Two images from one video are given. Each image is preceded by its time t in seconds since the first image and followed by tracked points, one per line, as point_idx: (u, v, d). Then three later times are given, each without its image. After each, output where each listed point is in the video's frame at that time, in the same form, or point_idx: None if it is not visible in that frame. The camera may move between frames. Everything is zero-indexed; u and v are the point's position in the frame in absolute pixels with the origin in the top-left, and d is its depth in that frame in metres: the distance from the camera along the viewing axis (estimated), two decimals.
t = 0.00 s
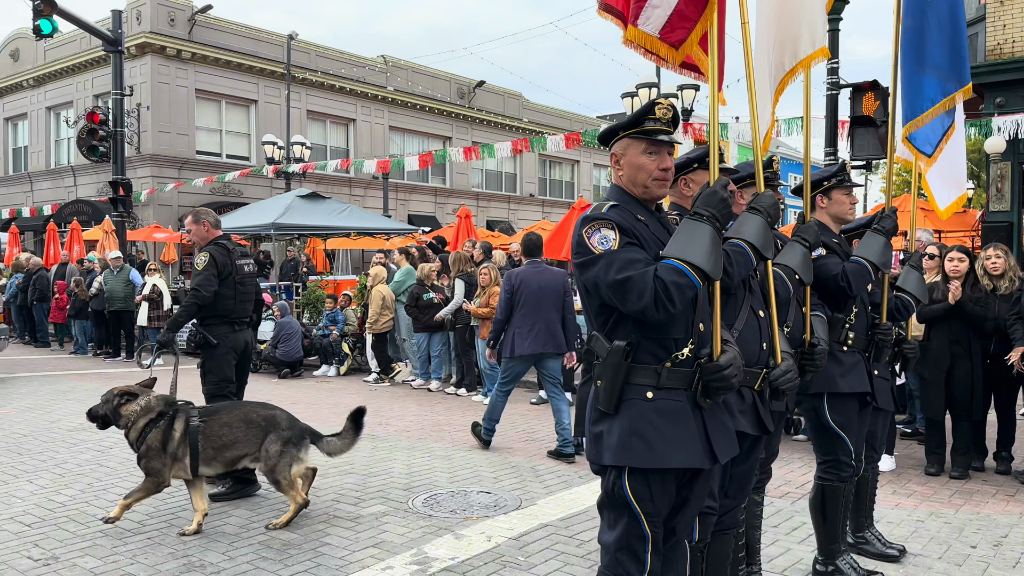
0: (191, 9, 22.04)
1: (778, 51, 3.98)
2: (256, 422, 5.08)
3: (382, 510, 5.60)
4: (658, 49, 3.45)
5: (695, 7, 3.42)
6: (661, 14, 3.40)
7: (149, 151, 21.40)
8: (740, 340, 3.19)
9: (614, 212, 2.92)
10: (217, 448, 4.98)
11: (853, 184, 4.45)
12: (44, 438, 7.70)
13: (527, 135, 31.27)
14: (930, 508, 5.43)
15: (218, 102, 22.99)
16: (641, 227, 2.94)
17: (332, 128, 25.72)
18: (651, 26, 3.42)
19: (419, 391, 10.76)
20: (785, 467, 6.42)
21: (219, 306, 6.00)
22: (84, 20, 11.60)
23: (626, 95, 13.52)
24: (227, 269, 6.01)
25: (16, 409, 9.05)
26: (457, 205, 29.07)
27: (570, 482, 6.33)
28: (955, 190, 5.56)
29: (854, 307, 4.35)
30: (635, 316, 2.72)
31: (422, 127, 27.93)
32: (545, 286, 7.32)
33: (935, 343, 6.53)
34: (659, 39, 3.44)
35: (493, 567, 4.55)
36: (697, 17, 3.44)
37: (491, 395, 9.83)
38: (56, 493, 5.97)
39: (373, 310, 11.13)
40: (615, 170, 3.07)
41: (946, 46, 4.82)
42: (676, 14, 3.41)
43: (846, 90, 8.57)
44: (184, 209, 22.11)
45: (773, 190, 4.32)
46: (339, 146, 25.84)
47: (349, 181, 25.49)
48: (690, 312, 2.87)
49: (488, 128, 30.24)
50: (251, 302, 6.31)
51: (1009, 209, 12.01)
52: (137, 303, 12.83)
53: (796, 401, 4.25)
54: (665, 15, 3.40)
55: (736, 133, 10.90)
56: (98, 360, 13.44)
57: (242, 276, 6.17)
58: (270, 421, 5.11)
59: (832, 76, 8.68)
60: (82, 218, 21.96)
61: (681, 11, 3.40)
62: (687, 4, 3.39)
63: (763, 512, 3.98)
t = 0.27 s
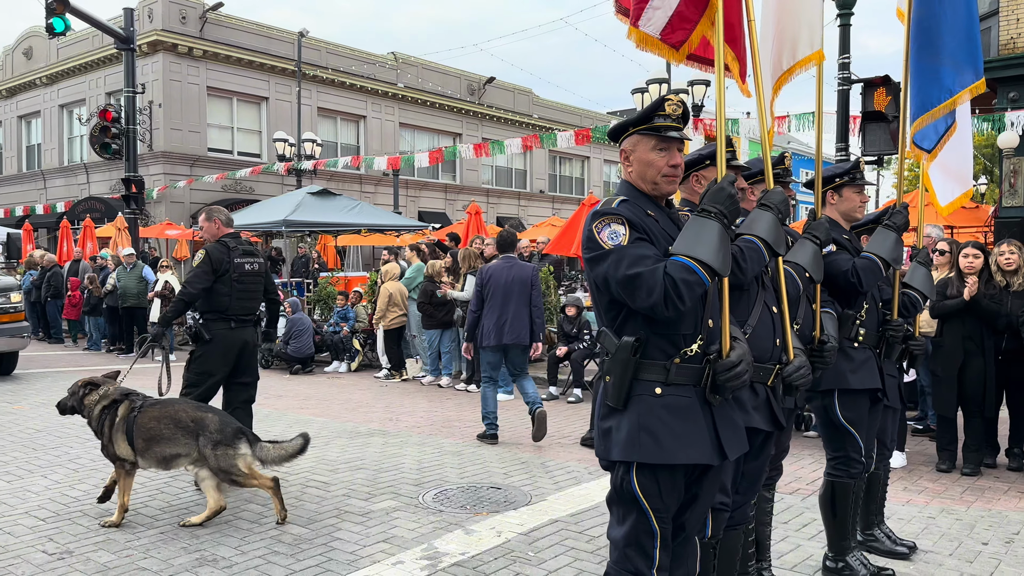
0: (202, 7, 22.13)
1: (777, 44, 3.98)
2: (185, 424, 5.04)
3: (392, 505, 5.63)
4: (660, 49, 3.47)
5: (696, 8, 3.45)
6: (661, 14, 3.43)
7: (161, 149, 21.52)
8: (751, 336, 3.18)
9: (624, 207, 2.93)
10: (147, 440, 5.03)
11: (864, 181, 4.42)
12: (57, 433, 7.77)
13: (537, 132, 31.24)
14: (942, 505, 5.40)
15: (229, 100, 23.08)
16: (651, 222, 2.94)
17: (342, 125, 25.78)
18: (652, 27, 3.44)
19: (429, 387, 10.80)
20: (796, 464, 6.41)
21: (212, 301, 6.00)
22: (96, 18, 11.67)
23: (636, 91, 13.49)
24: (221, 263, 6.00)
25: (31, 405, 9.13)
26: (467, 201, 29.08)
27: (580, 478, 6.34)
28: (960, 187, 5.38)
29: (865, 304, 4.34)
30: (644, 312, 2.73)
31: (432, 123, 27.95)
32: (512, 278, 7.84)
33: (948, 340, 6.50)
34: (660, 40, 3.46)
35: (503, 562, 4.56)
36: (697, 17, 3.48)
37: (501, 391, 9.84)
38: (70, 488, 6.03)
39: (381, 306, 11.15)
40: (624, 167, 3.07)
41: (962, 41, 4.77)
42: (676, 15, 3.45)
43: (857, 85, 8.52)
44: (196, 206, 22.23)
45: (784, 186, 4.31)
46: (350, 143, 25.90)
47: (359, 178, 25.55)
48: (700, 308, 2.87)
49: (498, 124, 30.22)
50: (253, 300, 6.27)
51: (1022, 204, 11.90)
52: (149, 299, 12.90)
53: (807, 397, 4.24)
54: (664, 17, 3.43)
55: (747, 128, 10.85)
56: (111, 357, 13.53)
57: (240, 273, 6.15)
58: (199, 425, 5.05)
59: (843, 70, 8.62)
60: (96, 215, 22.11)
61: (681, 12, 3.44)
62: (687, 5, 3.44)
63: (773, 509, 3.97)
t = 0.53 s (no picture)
0: (213, 6, 22.21)
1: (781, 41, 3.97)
2: (140, 416, 5.04)
3: (403, 502, 5.65)
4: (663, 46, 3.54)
5: (696, 7, 3.50)
6: (663, 13, 3.49)
7: (173, 148, 21.63)
8: (762, 332, 3.18)
9: (635, 199, 2.93)
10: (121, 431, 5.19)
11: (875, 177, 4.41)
12: (71, 430, 7.84)
13: (546, 130, 31.22)
14: (954, 503, 5.37)
15: (239, 99, 23.16)
16: (661, 214, 2.94)
17: (352, 124, 25.83)
18: (652, 26, 3.51)
19: (439, 385, 10.83)
20: (806, 462, 6.39)
21: (201, 301, 6.10)
22: (108, 18, 11.73)
23: (645, 88, 13.46)
24: (210, 263, 6.06)
25: (45, 402, 9.21)
26: (476, 199, 29.10)
27: (590, 476, 6.34)
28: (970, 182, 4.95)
29: (876, 301, 4.32)
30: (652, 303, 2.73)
31: (442, 122, 27.97)
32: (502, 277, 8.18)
33: (961, 338, 6.47)
34: (660, 39, 3.52)
35: (513, 559, 4.58)
36: (697, 17, 3.52)
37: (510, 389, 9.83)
38: (84, 485, 6.08)
39: (392, 305, 11.21)
40: (636, 162, 3.06)
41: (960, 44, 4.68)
42: (676, 15, 3.51)
43: (869, 81, 8.48)
44: (207, 205, 22.33)
45: (795, 183, 4.29)
46: (360, 142, 25.95)
47: (369, 176, 25.60)
48: (709, 301, 2.87)
49: (507, 122, 30.22)
50: (247, 298, 6.27)
51: None
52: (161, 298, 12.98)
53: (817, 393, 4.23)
54: (665, 16, 3.50)
55: (758, 125, 10.80)
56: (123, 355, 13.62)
57: (230, 273, 6.17)
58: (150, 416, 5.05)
59: (854, 67, 8.58)
60: (108, 214, 22.25)
61: (681, 11, 3.49)
62: (687, 4, 3.49)
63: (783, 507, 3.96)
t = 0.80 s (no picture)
0: (223, 6, 22.30)
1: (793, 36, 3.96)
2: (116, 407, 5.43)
3: (414, 500, 5.67)
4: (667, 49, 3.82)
5: (699, 14, 3.76)
6: (665, 20, 3.78)
7: (184, 148, 21.75)
8: (772, 332, 3.18)
9: (647, 202, 2.93)
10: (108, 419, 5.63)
11: (886, 175, 4.39)
12: (84, 429, 7.90)
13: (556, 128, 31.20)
14: (966, 502, 5.35)
15: (250, 99, 23.25)
16: (672, 217, 2.94)
17: (362, 124, 25.89)
18: (655, 32, 3.78)
19: (449, 383, 10.85)
20: (817, 461, 6.38)
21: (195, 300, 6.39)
22: (119, 19, 11.80)
23: (655, 87, 13.45)
24: (189, 264, 6.28)
25: (58, 401, 9.27)
26: (486, 198, 29.11)
27: (600, 475, 6.34)
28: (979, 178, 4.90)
29: (887, 300, 4.31)
30: (666, 309, 2.73)
31: (451, 121, 27.99)
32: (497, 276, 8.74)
33: (974, 336, 6.43)
34: (661, 45, 3.79)
35: (523, 558, 4.59)
36: (700, 23, 3.77)
37: (520, 388, 9.83)
38: (96, 482, 6.12)
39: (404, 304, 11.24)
40: (648, 162, 3.06)
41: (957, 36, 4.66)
42: (679, 21, 3.78)
43: (879, 79, 8.45)
44: (218, 205, 22.42)
45: (806, 182, 4.29)
46: (370, 141, 26.00)
47: (379, 175, 25.65)
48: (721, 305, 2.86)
49: (517, 121, 30.22)
50: (231, 298, 6.30)
51: None
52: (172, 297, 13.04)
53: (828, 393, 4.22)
54: (666, 22, 3.78)
55: (769, 124, 10.78)
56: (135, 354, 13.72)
57: (211, 273, 6.29)
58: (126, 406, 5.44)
59: (865, 65, 8.55)
60: (120, 214, 22.39)
61: (684, 18, 3.77)
62: (689, 11, 3.75)
63: (794, 506, 3.95)
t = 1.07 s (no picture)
0: (236, 7, 22.40)
1: (811, 34, 3.88)
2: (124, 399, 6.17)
3: (425, 500, 5.68)
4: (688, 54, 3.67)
5: (722, 16, 3.67)
6: (689, 23, 3.64)
7: (197, 149, 21.86)
8: (785, 332, 3.17)
9: (659, 202, 2.92)
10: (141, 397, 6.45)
11: (899, 174, 4.36)
12: (98, 428, 7.96)
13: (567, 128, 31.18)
14: (980, 503, 5.32)
15: (262, 99, 23.34)
16: (685, 217, 2.94)
17: (373, 124, 25.95)
18: (679, 35, 3.64)
19: (460, 383, 10.87)
20: (830, 462, 6.35)
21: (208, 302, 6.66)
22: (133, 20, 11.87)
23: (667, 86, 13.42)
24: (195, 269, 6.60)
25: (73, 400, 9.34)
26: (497, 198, 29.13)
27: (611, 475, 6.33)
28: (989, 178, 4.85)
29: (900, 300, 4.29)
30: (678, 309, 2.73)
31: (462, 120, 28.01)
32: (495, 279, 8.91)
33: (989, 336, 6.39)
34: (685, 48, 3.66)
35: (534, 557, 4.59)
36: (722, 27, 3.68)
37: (531, 388, 9.83)
38: (111, 481, 6.17)
39: (415, 303, 11.20)
40: (661, 161, 3.05)
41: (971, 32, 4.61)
42: (703, 24, 3.66)
43: (893, 77, 8.39)
44: (231, 205, 22.53)
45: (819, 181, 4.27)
46: (381, 141, 26.07)
47: (390, 176, 25.71)
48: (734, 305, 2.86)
49: (528, 121, 30.22)
50: (224, 298, 6.40)
51: None
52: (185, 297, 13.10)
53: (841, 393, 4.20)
54: (689, 27, 3.65)
55: (781, 123, 10.72)
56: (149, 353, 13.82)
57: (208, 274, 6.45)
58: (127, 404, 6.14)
59: (878, 63, 8.50)
60: (133, 215, 22.55)
61: (708, 21, 3.65)
62: (713, 14, 3.65)
63: (807, 507, 3.93)
